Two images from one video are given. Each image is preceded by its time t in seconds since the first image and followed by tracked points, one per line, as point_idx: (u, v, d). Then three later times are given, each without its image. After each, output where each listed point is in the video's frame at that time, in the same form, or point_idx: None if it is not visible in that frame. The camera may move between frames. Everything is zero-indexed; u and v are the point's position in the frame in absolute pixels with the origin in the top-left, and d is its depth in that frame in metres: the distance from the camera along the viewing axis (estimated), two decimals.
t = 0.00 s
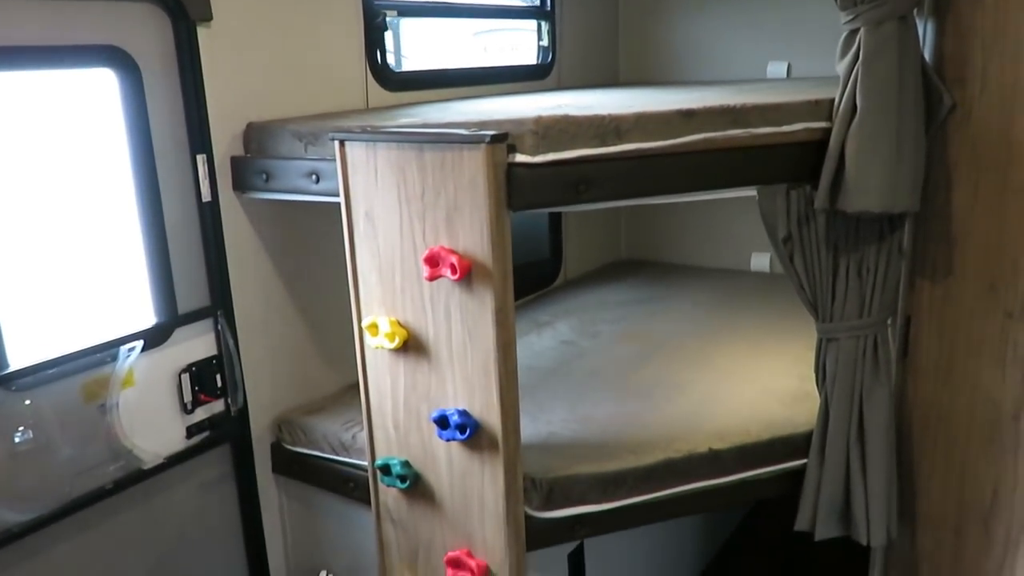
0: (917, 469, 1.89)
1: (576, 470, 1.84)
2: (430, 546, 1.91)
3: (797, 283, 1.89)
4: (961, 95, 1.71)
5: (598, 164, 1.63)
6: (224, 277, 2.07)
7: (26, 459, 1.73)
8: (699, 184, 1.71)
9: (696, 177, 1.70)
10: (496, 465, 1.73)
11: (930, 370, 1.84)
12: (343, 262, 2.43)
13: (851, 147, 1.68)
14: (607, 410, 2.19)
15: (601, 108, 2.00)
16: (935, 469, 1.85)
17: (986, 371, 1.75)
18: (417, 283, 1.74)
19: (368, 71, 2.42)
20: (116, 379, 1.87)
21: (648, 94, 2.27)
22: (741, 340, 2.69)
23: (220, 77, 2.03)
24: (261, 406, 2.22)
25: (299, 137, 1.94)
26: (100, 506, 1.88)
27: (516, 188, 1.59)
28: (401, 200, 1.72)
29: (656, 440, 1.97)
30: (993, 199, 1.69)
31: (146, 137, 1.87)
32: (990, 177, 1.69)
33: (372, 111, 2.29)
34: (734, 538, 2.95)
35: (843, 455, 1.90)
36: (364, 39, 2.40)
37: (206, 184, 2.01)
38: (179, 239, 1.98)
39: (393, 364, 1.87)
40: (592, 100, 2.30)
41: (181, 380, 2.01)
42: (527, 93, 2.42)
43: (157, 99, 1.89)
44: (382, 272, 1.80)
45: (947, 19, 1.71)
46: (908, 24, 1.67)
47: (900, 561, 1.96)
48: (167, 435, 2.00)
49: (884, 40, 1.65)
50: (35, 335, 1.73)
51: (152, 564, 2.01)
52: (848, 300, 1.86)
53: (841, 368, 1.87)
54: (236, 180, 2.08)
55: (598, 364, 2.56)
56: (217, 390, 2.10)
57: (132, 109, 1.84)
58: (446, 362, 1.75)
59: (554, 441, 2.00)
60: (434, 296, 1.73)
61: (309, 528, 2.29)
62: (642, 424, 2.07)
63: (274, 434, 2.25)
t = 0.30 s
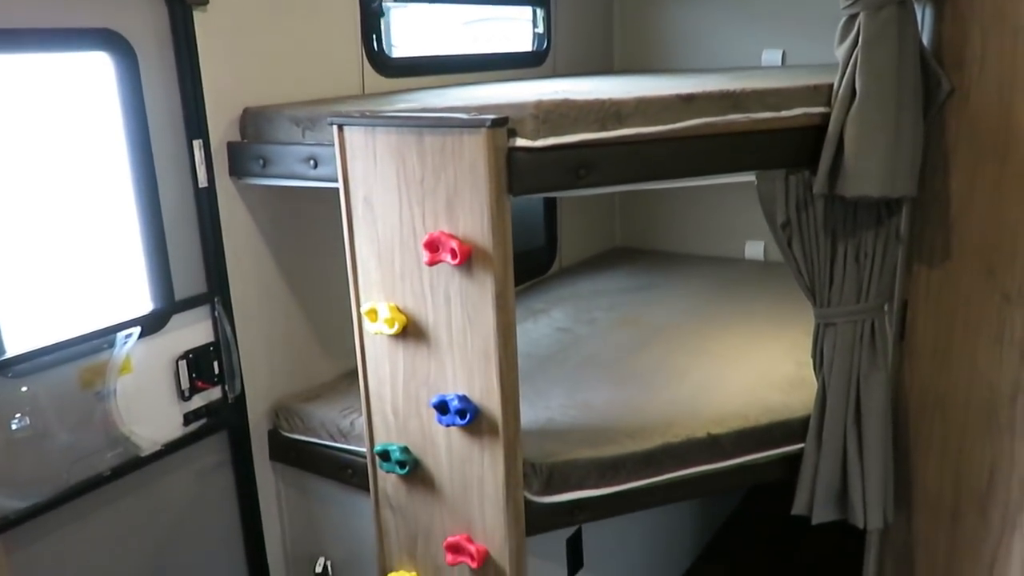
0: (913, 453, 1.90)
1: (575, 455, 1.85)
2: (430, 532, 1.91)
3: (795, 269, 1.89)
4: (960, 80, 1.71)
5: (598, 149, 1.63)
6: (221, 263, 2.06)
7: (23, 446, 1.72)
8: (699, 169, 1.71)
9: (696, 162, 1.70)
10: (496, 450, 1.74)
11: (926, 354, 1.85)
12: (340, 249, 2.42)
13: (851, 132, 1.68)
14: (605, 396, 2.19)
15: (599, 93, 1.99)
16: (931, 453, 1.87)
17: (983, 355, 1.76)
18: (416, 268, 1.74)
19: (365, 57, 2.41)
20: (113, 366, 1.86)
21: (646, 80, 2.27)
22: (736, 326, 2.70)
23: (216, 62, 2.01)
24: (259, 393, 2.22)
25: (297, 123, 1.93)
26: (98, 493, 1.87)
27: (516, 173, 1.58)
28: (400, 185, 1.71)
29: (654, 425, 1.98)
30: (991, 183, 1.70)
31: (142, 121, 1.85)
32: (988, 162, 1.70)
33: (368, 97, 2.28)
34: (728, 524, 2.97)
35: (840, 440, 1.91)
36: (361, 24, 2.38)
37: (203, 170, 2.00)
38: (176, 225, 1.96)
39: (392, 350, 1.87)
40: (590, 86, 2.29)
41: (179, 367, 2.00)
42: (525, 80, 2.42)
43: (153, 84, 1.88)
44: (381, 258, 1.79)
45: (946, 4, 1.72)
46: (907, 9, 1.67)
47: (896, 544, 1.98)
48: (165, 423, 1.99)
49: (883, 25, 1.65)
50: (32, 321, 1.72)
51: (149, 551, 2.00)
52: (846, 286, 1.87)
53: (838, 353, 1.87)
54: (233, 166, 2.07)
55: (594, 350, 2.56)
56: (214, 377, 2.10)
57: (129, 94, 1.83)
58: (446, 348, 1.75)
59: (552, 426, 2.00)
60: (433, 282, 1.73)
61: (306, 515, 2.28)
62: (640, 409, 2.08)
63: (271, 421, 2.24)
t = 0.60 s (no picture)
0: (910, 435, 1.91)
1: (575, 438, 1.85)
2: (430, 517, 1.91)
3: (793, 252, 1.89)
4: (958, 62, 1.71)
5: (598, 132, 1.62)
6: (218, 250, 2.06)
7: (21, 434, 1.71)
8: (698, 152, 1.71)
9: (695, 145, 1.70)
10: (496, 434, 1.74)
11: (924, 336, 1.86)
12: (337, 236, 2.41)
13: (849, 114, 1.68)
14: (603, 380, 2.20)
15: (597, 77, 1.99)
16: (928, 435, 1.88)
17: (981, 336, 1.77)
18: (416, 253, 1.74)
19: (360, 42, 2.40)
20: (111, 353, 1.85)
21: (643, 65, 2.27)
22: (733, 312, 2.71)
23: (212, 48, 2.00)
24: (257, 380, 2.21)
25: (294, 108, 1.92)
26: (97, 480, 1.87)
27: (516, 156, 1.58)
28: (399, 169, 1.71)
29: (653, 409, 1.98)
30: (989, 165, 1.71)
31: (138, 107, 1.84)
32: (986, 143, 1.70)
33: (364, 82, 2.27)
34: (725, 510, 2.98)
35: (838, 423, 1.91)
36: (356, 9, 2.37)
37: (199, 156, 1.99)
38: (173, 212, 1.95)
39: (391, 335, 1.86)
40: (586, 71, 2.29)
41: (177, 354, 1.99)
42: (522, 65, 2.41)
43: (149, 70, 1.86)
44: (380, 243, 1.79)
45: None
46: None
47: (893, 525, 1.99)
48: (163, 410, 1.98)
49: (882, 7, 1.65)
50: (29, 308, 1.72)
51: (149, 539, 2.00)
52: (843, 269, 1.87)
53: (836, 336, 1.88)
54: (229, 152, 2.06)
55: (592, 336, 2.57)
56: (212, 364, 2.09)
57: (124, 80, 1.81)
58: (446, 333, 1.75)
59: (551, 411, 2.00)
60: (433, 267, 1.72)
61: (305, 502, 2.28)
62: (638, 393, 2.09)
63: (270, 409, 2.24)
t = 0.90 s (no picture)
0: (909, 414, 1.92)
1: (576, 419, 1.85)
2: (431, 500, 1.91)
3: (793, 232, 1.89)
4: (958, 38, 1.71)
5: (598, 111, 1.61)
6: (215, 233, 2.04)
7: (19, 419, 1.70)
8: (698, 131, 1.70)
9: (696, 124, 1.69)
10: (497, 415, 1.73)
11: (924, 314, 1.87)
12: (333, 220, 2.40)
13: (849, 91, 1.68)
14: (602, 362, 2.20)
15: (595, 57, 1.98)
16: (927, 413, 1.88)
17: (980, 314, 1.78)
18: (416, 233, 1.73)
19: (355, 25, 2.38)
20: (109, 337, 1.84)
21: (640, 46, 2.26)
22: (731, 294, 2.71)
23: (206, 29, 1.98)
24: (255, 365, 2.20)
25: (290, 90, 1.90)
26: (97, 465, 1.86)
27: (516, 135, 1.57)
28: (398, 150, 1.70)
29: (653, 390, 1.98)
30: (990, 142, 1.71)
31: (133, 89, 1.82)
32: (987, 120, 1.70)
33: (360, 65, 2.26)
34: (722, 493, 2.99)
35: (837, 402, 1.92)
36: None
37: (195, 139, 1.97)
38: (169, 195, 1.94)
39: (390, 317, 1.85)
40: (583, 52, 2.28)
41: (175, 339, 1.98)
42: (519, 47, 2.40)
43: (143, 51, 1.84)
44: (379, 225, 1.78)
45: None
46: None
47: (893, 503, 2.00)
48: (162, 395, 1.97)
49: None
50: (25, 292, 1.70)
51: (149, 525, 1.99)
52: (843, 248, 1.87)
53: (836, 315, 1.88)
54: (225, 135, 2.04)
55: (590, 319, 2.57)
56: (210, 349, 2.08)
57: (118, 61, 1.80)
58: (446, 315, 1.74)
59: (551, 393, 2.00)
60: (433, 248, 1.71)
61: (305, 487, 2.28)
62: (638, 374, 2.09)
63: (268, 394, 2.23)
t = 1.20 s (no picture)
0: (906, 392, 1.93)
1: (575, 403, 1.85)
2: (431, 485, 1.91)
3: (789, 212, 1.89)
4: (952, 16, 1.72)
5: (594, 93, 1.60)
6: (210, 223, 2.03)
7: (18, 411, 1.69)
8: (694, 112, 1.70)
9: (692, 105, 1.69)
10: (497, 399, 1.74)
11: (919, 293, 1.88)
12: (329, 208, 2.39)
13: (844, 70, 1.68)
14: (600, 346, 2.20)
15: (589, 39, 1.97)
16: (924, 392, 1.90)
17: (977, 291, 1.79)
18: (413, 218, 1.72)
19: (347, 12, 2.37)
20: (106, 328, 1.84)
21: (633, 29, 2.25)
22: (726, 277, 2.71)
23: (198, 17, 1.97)
24: (252, 354, 2.20)
25: (284, 76, 1.89)
26: (96, 456, 1.85)
27: (512, 118, 1.57)
28: (394, 135, 1.69)
29: (652, 372, 1.99)
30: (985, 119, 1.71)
31: (125, 77, 1.81)
32: (981, 98, 1.71)
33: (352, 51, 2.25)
34: (714, 481, 3.02)
35: (835, 381, 1.93)
36: None
37: (189, 128, 1.96)
38: (163, 184, 1.93)
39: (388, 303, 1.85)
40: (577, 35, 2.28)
41: (172, 329, 1.98)
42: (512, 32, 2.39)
43: (135, 39, 1.83)
44: (376, 211, 1.77)
45: None
46: None
47: (890, 481, 2.01)
48: (160, 385, 1.97)
49: None
50: (20, 283, 1.69)
51: (149, 516, 1.99)
52: (839, 227, 1.88)
53: (833, 295, 1.89)
54: (218, 124, 2.03)
55: (586, 305, 2.57)
56: (207, 338, 2.07)
57: (109, 50, 1.78)
58: (445, 300, 1.74)
59: (550, 377, 2.00)
60: (430, 233, 1.71)
61: (305, 475, 2.28)
62: (636, 358, 2.09)
63: (266, 382, 2.23)
